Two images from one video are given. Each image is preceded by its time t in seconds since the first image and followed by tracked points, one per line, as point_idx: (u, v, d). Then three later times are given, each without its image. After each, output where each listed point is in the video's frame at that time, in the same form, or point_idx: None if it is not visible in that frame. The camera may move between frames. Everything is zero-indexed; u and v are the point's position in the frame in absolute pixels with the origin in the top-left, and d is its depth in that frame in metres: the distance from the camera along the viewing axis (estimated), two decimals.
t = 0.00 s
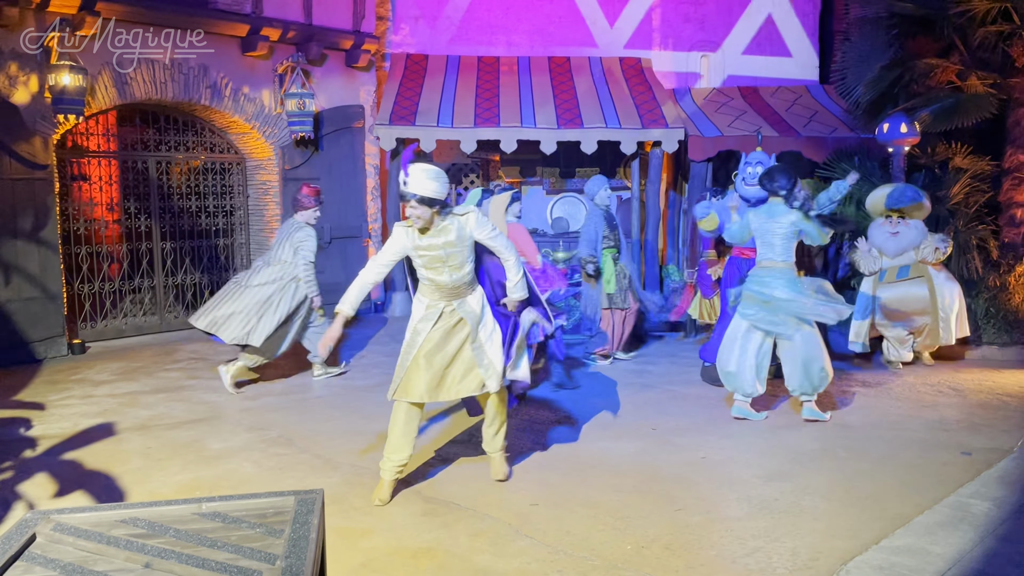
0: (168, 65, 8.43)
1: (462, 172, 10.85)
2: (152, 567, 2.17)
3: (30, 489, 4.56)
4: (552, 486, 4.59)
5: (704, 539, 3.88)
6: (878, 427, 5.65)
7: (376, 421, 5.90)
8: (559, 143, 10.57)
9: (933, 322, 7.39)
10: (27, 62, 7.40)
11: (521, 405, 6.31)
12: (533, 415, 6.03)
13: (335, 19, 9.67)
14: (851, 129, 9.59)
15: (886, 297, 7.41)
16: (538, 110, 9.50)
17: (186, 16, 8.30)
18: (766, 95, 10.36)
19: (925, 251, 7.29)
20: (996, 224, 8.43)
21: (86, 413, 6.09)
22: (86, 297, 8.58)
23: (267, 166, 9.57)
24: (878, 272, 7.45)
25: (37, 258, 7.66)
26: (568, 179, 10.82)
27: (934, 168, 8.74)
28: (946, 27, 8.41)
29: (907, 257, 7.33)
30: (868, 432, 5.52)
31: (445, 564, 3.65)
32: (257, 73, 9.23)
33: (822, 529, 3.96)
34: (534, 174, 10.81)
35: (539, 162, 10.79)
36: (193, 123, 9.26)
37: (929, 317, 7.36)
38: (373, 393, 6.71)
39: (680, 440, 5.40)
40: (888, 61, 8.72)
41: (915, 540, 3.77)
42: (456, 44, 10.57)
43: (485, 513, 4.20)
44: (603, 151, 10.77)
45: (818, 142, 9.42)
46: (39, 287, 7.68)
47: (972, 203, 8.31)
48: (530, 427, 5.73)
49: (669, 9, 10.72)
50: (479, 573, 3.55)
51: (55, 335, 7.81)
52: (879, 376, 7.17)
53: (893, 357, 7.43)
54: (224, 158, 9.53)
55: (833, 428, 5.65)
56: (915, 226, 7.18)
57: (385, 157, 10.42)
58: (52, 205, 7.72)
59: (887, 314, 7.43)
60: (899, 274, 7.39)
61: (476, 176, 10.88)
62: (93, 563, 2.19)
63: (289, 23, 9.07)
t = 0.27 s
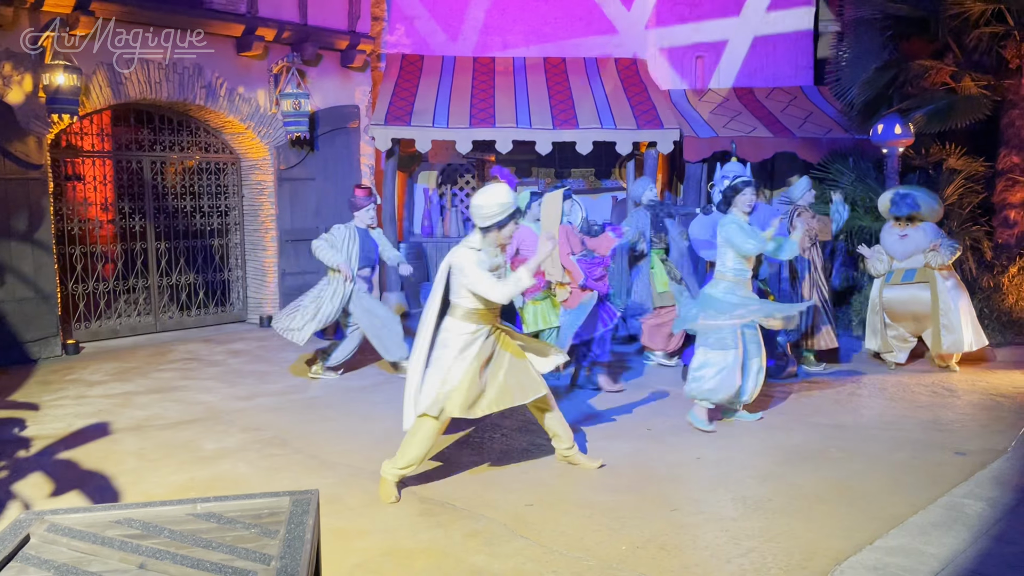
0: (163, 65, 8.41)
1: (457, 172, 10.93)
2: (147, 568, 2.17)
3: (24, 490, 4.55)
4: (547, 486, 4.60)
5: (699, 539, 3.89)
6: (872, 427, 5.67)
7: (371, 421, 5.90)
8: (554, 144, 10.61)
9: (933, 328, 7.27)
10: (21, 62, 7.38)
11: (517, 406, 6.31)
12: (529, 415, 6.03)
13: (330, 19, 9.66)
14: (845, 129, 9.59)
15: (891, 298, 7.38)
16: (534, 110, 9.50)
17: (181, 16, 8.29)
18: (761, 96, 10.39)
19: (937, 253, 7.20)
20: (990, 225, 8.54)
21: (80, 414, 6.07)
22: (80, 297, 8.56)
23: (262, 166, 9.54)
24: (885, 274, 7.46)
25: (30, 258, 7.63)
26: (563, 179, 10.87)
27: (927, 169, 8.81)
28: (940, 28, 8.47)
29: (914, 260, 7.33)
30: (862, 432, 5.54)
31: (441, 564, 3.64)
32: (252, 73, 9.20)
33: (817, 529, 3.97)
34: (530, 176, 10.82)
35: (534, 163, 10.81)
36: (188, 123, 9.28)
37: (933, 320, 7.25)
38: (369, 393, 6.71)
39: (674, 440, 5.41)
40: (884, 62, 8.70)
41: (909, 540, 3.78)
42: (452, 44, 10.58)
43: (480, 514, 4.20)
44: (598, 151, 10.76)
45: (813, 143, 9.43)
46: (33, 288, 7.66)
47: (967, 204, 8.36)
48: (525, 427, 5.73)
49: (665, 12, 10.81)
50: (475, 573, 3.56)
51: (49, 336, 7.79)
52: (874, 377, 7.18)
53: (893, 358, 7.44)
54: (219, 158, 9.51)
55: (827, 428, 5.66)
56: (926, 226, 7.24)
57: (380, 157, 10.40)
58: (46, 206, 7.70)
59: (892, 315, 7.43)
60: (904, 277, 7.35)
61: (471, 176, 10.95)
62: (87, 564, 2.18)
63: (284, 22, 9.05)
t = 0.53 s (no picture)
0: (155, 64, 8.38)
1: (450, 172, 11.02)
2: (138, 569, 2.16)
3: (15, 491, 4.53)
4: (540, 486, 4.60)
5: (692, 539, 3.89)
6: (864, 427, 5.69)
7: (364, 421, 5.90)
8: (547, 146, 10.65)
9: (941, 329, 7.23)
10: (12, 61, 7.35)
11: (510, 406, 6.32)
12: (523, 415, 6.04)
13: (323, 18, 9.64)
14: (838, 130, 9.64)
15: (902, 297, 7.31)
16: (527, 110, 9.51)
17: (174, 15, 8.28)
18: (754, 96, 10.42)
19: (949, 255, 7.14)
20: (981, 225, 8.59)
21: (71, 414, 6.05)
22: (72, 296, 8.54)
23: (254, 166, 9.53)
24: (897, 271, 7.37)
25: (22, 258, 7.60)
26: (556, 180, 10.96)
27: (918, 170, 8.82)
28: (932, 29, 8.50)
29: (926, 257, 7.24)
30: (854, 432, 5.56)
31: (433, 565, 3.64)
32: (245, 73, 9.18)
33: (809, 529, 3.98)
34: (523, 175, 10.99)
35: (527, 163, 10.88)
36: (180, 122, 9.25)
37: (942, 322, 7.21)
38: (362, 393, 6.70)
39: (667, 440, 5.42)
40: (874, 65, 8.73)
41: (900, 539, 3.79)
42: (445, 44, 10.56)
43: (473, 514, 4.20)
44: (592, 152, 10.75)
45: (806, 144, 9.49)
46: (24, 287, 7.63)
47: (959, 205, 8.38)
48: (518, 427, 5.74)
49: (658, 12, 10.78)
50: (467, 573, 3.55)
51: (41, 335, 7.76)
52: (866, 377, 7.21)
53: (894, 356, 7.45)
54: (211, 158, 9.49)
55: (820, 428, 5.68)
56: (939, 225, 7.12)
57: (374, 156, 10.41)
58: (37, 205, 7.67)
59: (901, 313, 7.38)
60: (917, 275, 7.27)
61: (464, 177, 11.06)
62: (78, 565, 2.17)
63: (276, 21, 9.03)
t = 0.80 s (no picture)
0: (145, 62, 8.34)
1: (442, 172, 10.89)
2: (127, 570, 2.15)
3: (3, 492, 4.50)
4: (531, 486, 4.60)
5: (682, 539, 3.90)
6: (853, 426, 5.71)
7: (354, 421, 5.89)
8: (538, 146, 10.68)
9: (941, 329, 7.18)
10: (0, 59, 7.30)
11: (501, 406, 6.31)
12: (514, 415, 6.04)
13: (314, 17, 9.62)
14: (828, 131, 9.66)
15: (904, 297, 7.21)
16: (518, 110, 9.51)
17: (165, 13, 8.24)
18: (745, 97, 10.44)
19: (950, 254, 7.15)
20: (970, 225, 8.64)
21: (59, 414, 6.01)
22: (60, 296, 8.49)
23: (244, 165, 9.49)
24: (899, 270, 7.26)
25: (10, 257, 7.55)
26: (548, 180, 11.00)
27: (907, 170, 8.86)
28: (920, 31, 8.57)
29: (930, 253, 7.20)
30: (843, 432, 5.58)
31: (424, 565, 3.63)
32: (236, 71, 9.14)
33: (799, 528, 3.99)
34: (514, 175, 10.99)
35: (518, 163, 10.94)
36: (170, 121, 9.20)
37: (942, 324, 7.16)
38: (352, 393, 6.69)
39: (658, 440, 5.43)
40: (866, 63, 8.70)
41: (889, 538, 3.81)
42: (436, 43, 10.55)
43: (464, 514, 4.20)
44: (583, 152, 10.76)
45: (796, 144, 9.52)
46: (12, 287, 7.58)
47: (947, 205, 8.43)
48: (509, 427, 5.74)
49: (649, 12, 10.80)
50: (459, 573, 3.55)
51: (29, 335, 7.71)
52: (856, 376, 7.24)
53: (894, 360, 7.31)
54: (201, 157, 9.45)
55: (810, 427, 5.70)
56: (938, 220, 7.13)
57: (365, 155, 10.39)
58: (24, 204, 7.62)
59: (903, 315, 7.25)
60: (921, 275, 7.17)
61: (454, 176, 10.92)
62: (67, 566, 2.16)
63: (267, 20, 9.00)
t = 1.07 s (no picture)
0: (131, 60, 8.29)
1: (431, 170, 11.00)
2: (112, 571, 2.13)
3: None
4: (519, 485, 4.60)
5: (670, 537, 3.91)
6: (839, 425, 5.74)
7: (342, 421, 5.87)
8: (527, 145, 10.69)
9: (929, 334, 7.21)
10: None
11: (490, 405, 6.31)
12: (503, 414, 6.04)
13: (302, 16, 9.59)
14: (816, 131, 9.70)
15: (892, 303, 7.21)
16: (507, 109, 9.50)
17: (152, 11, 8.19)
18: (733, 97, 10.47)
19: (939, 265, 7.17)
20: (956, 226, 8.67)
21: (44, 414, 5.97)
22: (46, 295, 8.43)
23: (232, 164, 9.45)
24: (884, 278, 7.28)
25: None
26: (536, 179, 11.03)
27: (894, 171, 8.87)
28: (908, 31, 8.61)
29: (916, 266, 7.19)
30: (830, 430, 5.61)
31: (412, 565, 3.63)
32: (223, 70, 9.10)
33: (785, 527, 4.01)
34: (503, 174, 11.01)
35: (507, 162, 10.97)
36: (157, 119, 9.15)
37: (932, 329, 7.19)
38: (340, 393, 6.67)
39: (646, 439, 5.44)
40: (852, 65, 8.79)
41: (875, 536, 3.83)
42: (425, 42, 10.54)
43: (452, 514, 4.19)
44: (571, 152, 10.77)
45: (783, 145, 9.56)
46: None
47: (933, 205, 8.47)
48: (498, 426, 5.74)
49: (637, 12, 10.82)
50: (446, 573, 3.55)
51: (14, 335, 7.66)
52: (842, 376, 7.28)
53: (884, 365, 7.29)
54: (188, 155, 9.40)
55: (797, 426, 5.72)
56: (921, 230, 7.12)
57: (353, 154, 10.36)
58: (9, 202, 7.56)
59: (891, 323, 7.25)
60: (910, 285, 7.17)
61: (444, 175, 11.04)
62: (51, 567, 2.14)
63: (255, 18, 8.96)
